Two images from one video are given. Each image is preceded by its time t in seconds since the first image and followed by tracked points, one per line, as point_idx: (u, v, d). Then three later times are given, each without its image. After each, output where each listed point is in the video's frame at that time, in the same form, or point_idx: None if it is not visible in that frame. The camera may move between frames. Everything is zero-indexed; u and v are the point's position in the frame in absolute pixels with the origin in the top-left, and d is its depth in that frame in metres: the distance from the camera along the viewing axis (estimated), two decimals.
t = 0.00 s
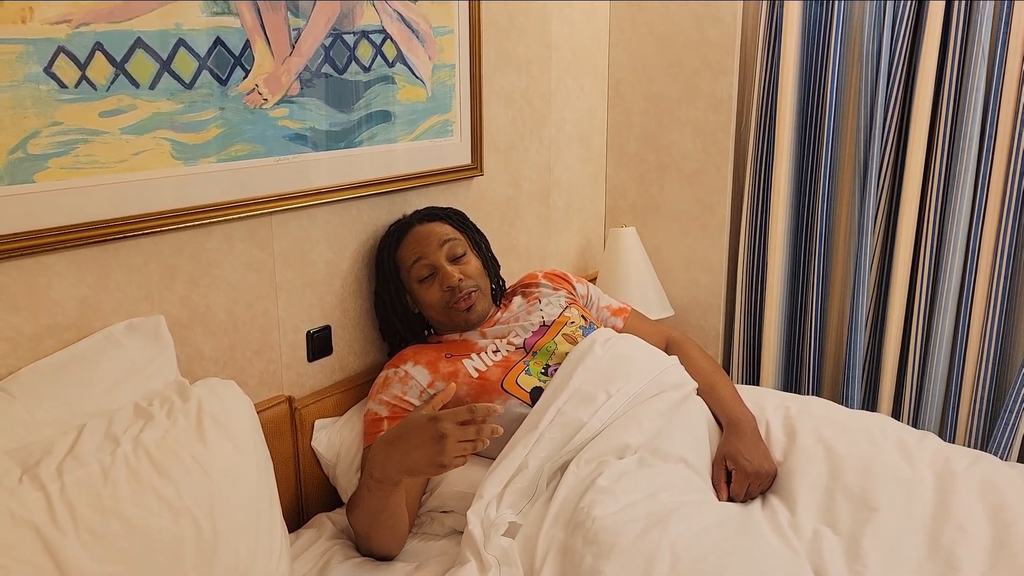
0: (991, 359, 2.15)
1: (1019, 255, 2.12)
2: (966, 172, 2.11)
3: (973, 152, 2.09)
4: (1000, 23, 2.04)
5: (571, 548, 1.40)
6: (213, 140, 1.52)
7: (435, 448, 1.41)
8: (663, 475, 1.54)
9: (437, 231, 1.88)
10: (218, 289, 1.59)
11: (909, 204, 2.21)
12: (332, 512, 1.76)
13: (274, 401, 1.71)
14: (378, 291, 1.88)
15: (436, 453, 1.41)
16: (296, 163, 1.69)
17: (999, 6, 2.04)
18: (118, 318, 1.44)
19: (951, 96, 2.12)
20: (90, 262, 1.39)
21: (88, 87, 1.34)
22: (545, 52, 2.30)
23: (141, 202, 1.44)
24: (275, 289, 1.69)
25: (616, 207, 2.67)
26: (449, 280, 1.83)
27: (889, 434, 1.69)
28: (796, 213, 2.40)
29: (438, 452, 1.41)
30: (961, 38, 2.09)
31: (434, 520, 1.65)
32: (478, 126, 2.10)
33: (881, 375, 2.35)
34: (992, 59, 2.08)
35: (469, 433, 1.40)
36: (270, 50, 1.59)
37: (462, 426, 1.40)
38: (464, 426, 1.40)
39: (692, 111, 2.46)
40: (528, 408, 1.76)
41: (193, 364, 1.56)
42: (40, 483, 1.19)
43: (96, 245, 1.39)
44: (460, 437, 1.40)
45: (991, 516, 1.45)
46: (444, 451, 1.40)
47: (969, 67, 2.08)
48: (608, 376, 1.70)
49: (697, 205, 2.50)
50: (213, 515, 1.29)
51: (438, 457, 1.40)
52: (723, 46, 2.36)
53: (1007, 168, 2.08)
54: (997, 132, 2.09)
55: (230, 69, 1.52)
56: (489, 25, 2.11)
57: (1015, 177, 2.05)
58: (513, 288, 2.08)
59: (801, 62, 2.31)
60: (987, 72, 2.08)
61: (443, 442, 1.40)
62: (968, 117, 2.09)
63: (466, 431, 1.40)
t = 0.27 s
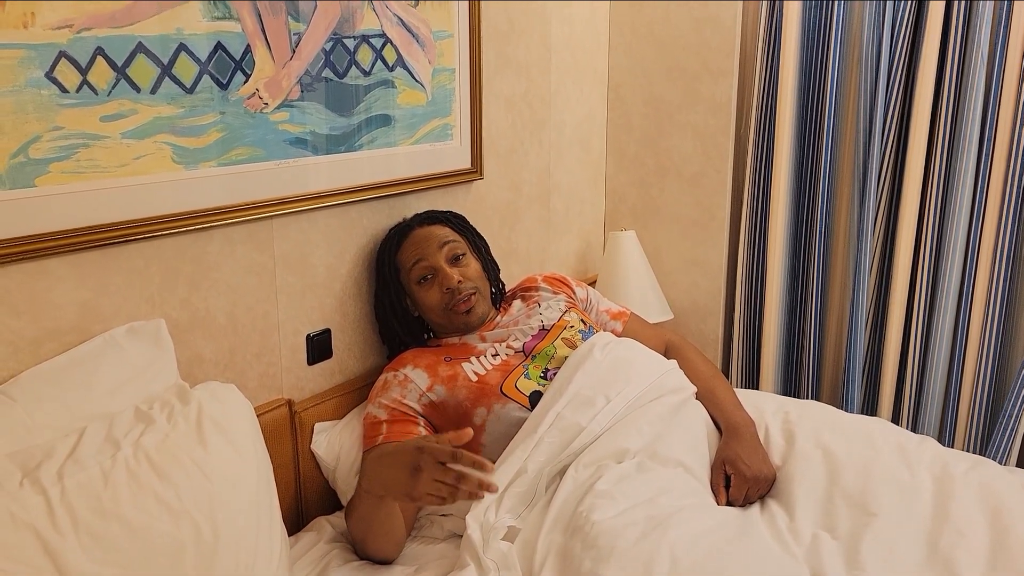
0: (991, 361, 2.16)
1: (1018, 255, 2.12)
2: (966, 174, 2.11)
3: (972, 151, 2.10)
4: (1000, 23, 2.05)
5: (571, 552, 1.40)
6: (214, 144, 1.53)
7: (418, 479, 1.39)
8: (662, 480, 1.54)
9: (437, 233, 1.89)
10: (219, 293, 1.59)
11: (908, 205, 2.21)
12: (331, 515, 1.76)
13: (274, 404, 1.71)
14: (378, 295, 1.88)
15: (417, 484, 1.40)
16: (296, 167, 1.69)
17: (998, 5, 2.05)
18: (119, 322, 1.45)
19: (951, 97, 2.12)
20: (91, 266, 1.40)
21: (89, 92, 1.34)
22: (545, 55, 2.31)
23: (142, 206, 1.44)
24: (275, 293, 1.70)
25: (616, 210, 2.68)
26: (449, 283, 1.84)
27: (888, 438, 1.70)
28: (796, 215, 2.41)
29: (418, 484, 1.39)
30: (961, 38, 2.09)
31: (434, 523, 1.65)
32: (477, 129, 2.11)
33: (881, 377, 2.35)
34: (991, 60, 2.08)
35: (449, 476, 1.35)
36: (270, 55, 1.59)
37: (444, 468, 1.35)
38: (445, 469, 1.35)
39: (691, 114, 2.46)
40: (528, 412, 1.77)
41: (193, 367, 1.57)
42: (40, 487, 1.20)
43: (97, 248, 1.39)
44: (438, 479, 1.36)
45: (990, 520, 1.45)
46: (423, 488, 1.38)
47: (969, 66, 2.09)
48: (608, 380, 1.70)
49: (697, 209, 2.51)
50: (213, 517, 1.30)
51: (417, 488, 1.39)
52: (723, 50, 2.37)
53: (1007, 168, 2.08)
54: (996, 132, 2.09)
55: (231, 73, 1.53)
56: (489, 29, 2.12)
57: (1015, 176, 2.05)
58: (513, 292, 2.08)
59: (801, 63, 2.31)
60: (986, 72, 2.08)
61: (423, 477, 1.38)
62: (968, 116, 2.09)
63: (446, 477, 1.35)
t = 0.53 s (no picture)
0: (991, 362, 2.16)
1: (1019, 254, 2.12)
2: (966, 174, 2.11)
3: (972, 151, 2.10)
4: (1000, 22, 2.05)
5: (571, 553, 1.40)
6: (214, 145, 1.53)
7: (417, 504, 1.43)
8: (662, 480, 1.54)
9: (437, 235, 1.89)
10: (219, 294, 1.59)
11: (909, 205, 2.21)
12: (331, 516, 1.76)
13: (274, 405, 1.71)
14: (378, 295, 1.89)
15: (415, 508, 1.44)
16: (296, 167, 1.69)
17: (998, 4, 2.05)
18: (119, 323, 1.45)
19: (951, 97, 2.12)
20: (90, 266, 1.40)
21: (89, 93, 1.34)
22: (545, 56, 2.31)
23: (141, 207, 1.44)
24: (275, 293, 1.70)
25: (616, 211, 2.68)
26: (449, 284, 1.84)
27: (888, 438, 1.70)
28: (796, 216, 2.41)
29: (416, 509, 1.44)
30: (961, 37, 2.09)
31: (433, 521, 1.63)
32: (477, 130, 2.11)
33: (881, 377, 2.35)
34: (992, 60, 2.08)
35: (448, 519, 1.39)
36: (270, 56, 1.59)
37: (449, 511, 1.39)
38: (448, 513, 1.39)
39: (691, 115, 2.46)
40: (527, 413, 1.76)
41: (192, 367, 1.57)
42: (40, 488, 1.20)
43: (97, 249, 1.40)
44: (437, 516, 1.40)
45: (990, 521, 1.45)
46: (419, 518, 1.42)
47: (969, 65, 2.08)
48: (608, 380, 1.71)
49: (697, 209, 2.51)
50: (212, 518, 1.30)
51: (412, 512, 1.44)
52: (723, 50, 2.37)
53: (1007, 167, 2.08)
54: (997, 131, 2.09)
55: (231, 74, 1.53)
56: (490, 30, 2.12)
57: (1015, 175, 2.05)
58: (512, 292, 2.08)
59: (801, 64, 2.31)
60: (986, 71, 2.08)
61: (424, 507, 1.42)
62: (968, 115, 2.09)
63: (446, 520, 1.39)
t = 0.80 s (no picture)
0: (993, 363, 2.15)
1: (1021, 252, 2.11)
2: (967, 174, 2.11)
3: (974, 148, 2.09)
4: (1002, 18, 2.04)
5: (571, 553, 1.39)
6: (214, 143, 1.53)
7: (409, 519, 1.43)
8: (663, 480, 1.54)
9: (437, 234, 1.88)
10: (219, 293, 1.59)
11: (910, 206, 2.20)
12: (332, 516, 1.76)
13: (274, 404, 1.71)
14: (378, 295, 1.88)
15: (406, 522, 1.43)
16: (297, 166, 1.69)
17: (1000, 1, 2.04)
18: (118, 322, 1.44)
19: (952, 97, 2.12)
20: (90, 265, 1.39)
21: (89, 91, 1.34)
22: (545, 56, 2.30)
23: (141, 205, 1.44)
24: (275, 293, 1.69)
25: (617, 211, 2.67)
26: (450, 283, 1.84)
27: (889, 438, 1.69)
28: (796, 216, 2.40)
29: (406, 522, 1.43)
30: (963, 34, 2.08)
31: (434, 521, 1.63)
32: (478, 129, 2.10)
33: (882, 378, 2.35)
34: (993, 60, 2.07)
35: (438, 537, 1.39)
36: (270, 54, 1.59)
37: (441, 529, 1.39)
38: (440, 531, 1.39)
39: (692, 114, 2.46)
40: (528, 412, 1.76)
41: (192, 367, 1.56)
42: (39, 487, 1.19)
43: (96, 248, 1.39)
44: (429, 533, 1.40)
45: (992, 520, 1.45)
46: (410, 533, 1.42)
47: (971, 63, 2.08)
48: (608, 380, 1.70)
49: (698, 209, 2.50)
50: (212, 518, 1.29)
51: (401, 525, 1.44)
52: (724, 50, 2.36)
53: (1009, 164, 2.07)
54: (998, 128, 2.08)
55: (231, 73, 1.53)
56: (490, 29, 2.12)
57: (1017, 173, 2.05)
58: (513, 291, 2.08)
59: (801, 63, 2.31)
60: (988, 68, 2.08)
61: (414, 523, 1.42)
62: (970, 113, 2.08)
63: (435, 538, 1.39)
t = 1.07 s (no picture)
0: (994, 368, 2.15)
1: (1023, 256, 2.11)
2: (969, 178, 2.10)
3: (976, 151, 2.09)
4: (1005, 20, 2.03)
5: (572, 558, 1.39)
6: (214, 146, 1.52)
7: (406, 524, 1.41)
8: (664, 484, 1.53)
9: (438, 237, 1.87)
10: (219, 296, 1.58)
11: (912, 210, 2.20)
12: (331, 520, 1.75)
13: (274, 408, 1.70)
14: (379, 298, 1.87)
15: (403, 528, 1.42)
16: (297, 169, 1.68)
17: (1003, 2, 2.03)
18: (118, 325, 1.44)
19: (955, 101, 2.11)
20: (89, 268, 1.39)
21: (88, 93, 1.33)
22: (547, 58, 2.30)
23: (141, 208, 1.43)
24: (275, 296, 1.69)
25: (618, 213, 2.67)
26: (450, 286, 1.83)
27: (891, 443, 1.69)
28: (798, 220, 2.40)
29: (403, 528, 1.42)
30: (965, 37, 2.08)
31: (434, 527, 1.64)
32: (479, 132, 2.10)
33: (883, 383, 2.34)
34: (995, 64, 2.07)
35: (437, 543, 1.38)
36: (271, 57, 1.58)
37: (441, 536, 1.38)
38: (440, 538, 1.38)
39: (694, 117, 2.45)
40: (528, 417, 1.75)
41: (192, 370, 1.56)
42: (37, 491, 1.19)
43: (96, 251, 1.39)
44: (428, 540, 1.39)
45: (995, 526, 1.44)
46: (408, 538, 1.41)
47: (973, 67, 2.07)
48: (609, 384, 1.69)
49: (699, 212, 2.50)
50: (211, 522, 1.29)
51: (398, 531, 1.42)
52: (726, 52, 2.36)
53: (1012, 167, 2.07)
54: (1001, 132, 2.08)
55: (231, 75, 1.52)
56: (492, 31, 2.11)
57: (1020, 176, 2.04)
58: (514, 294, 2.07)
59: (804, 66, 2.30)
60: (991, 72, 2.07)
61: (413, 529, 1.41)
62: (972, 116, 2.07)
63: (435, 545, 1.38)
